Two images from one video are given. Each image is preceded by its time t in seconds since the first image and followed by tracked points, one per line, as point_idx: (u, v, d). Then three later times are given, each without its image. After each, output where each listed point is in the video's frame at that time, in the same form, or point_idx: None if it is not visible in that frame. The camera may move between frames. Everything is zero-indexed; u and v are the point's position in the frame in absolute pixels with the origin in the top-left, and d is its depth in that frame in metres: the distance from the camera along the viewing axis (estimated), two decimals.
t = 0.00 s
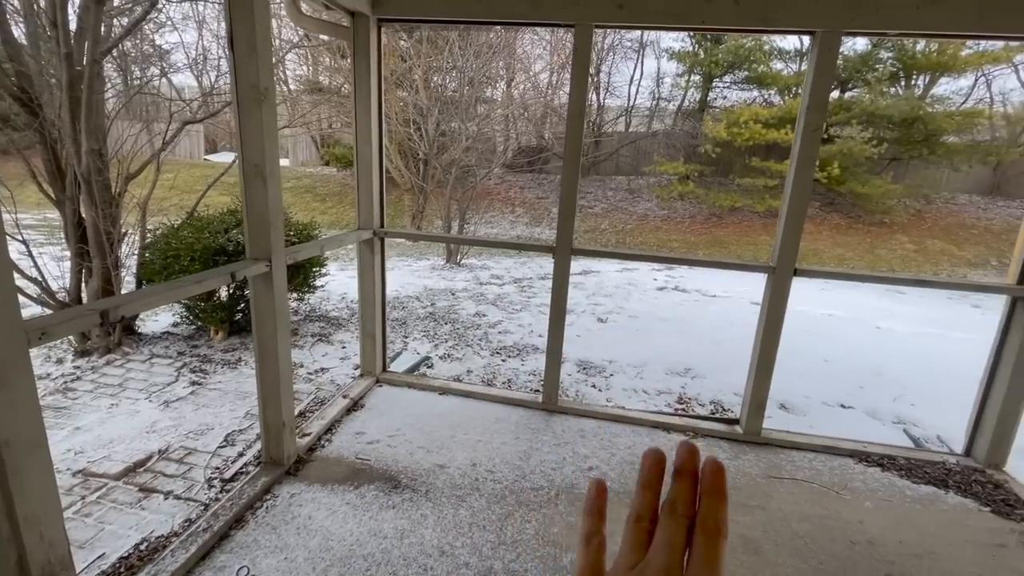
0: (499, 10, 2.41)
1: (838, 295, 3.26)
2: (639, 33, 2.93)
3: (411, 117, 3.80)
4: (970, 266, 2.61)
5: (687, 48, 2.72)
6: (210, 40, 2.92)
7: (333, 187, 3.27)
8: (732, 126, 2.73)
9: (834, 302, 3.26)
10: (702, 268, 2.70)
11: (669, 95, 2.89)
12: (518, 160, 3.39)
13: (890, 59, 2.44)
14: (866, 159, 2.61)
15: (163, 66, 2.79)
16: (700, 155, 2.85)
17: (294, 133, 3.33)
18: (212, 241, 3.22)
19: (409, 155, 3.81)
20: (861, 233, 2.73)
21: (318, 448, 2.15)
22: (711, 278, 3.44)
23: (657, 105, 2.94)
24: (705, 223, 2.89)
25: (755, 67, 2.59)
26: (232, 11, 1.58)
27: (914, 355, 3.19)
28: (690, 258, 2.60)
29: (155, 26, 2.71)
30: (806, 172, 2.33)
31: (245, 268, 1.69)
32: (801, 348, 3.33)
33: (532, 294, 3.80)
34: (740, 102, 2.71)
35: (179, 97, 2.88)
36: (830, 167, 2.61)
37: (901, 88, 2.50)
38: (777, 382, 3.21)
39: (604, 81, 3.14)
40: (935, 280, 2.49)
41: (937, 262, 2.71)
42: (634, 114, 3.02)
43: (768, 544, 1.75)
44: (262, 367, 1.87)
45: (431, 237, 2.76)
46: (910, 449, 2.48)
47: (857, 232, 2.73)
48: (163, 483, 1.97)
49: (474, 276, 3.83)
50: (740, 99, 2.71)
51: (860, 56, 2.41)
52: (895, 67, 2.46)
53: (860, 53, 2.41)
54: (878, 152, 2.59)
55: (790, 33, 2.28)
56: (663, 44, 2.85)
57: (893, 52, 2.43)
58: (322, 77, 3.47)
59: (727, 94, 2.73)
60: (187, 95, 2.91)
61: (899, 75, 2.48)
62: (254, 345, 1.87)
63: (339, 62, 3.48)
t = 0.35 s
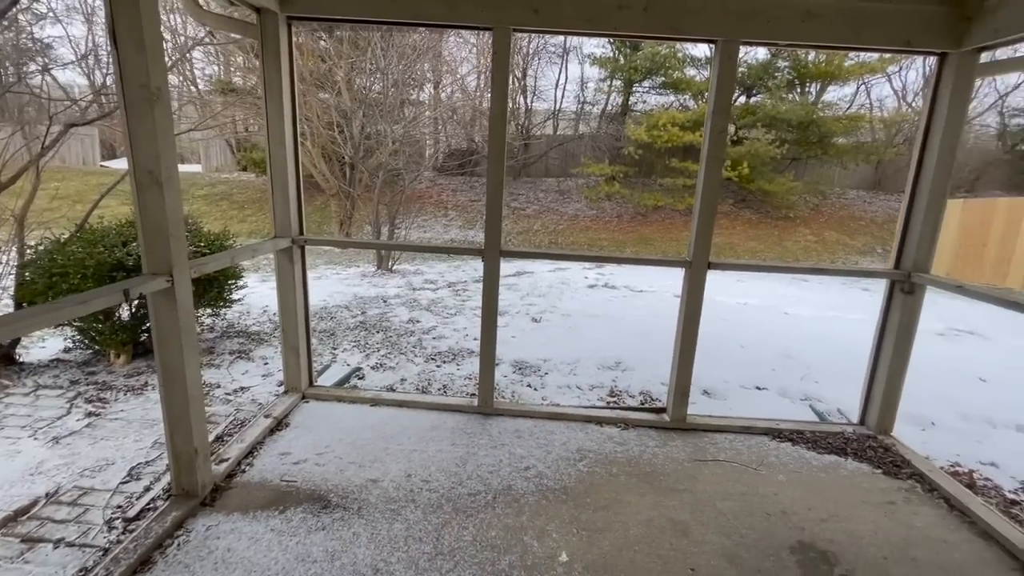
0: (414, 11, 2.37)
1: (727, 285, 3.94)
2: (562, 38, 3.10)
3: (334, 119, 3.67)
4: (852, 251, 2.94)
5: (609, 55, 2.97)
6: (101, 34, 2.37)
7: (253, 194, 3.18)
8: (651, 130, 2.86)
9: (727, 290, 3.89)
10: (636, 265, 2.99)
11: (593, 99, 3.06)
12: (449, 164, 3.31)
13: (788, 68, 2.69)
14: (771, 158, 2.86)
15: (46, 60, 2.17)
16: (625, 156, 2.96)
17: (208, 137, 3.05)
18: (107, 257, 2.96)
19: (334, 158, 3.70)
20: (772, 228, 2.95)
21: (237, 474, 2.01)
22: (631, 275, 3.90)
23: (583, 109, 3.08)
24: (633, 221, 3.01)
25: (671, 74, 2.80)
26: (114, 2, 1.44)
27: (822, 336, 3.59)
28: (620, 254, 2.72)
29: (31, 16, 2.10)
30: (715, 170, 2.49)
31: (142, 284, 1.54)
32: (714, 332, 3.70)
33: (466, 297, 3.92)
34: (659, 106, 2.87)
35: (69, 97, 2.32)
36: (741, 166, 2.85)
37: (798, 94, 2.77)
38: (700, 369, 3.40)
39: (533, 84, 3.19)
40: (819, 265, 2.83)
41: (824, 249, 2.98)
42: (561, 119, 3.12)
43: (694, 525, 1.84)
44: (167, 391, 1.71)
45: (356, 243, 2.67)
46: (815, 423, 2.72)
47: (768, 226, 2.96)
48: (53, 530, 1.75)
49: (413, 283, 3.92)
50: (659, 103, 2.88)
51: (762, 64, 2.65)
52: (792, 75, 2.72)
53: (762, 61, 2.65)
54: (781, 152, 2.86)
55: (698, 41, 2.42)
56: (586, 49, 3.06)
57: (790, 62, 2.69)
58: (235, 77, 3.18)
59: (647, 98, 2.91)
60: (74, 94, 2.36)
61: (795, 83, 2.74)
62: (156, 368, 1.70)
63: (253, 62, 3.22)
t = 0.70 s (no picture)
0: (329, 11, 2.29)
1: (686, 280, 3.55)
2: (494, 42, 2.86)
3: (255, 123, 3.34)
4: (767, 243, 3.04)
5: (539, 60, 2.86)
6: None
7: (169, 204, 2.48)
8: (583, 133, 2.93)
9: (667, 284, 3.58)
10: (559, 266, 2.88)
11: (527, 103, 2.96)
12: (382, 167, 3.14)
13: (705, 76, 2.83)
14: (694, 161, 2.96)
15: None
16: (559, 160, 3.00)
17: (112, 137, 2.28)
18: None
19: (257, 163, 3.32)
20: (699, 228, 3.06)
21: (142, 511, 1.83)
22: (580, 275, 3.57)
23: (517, 113, 2.97)
24: (569, 223, 3.05)
25: (600, 80, 2.81)
26: None
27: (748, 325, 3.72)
28: (557, 251, 2.98)
29: None
30: (635, 172, 2.60)
31: (17, 307, 1.37)
32: (647, 330, 3.66)
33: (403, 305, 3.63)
34: (589, 110, 2.92)
35: None
36: (667, 168, 2.94)
37: (716, 99, 2.88)
38: (631, 364, 3.51)
39: (465, 88, 2.93)
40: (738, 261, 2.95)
41: (745, 248, 3.03)
42: (493, 123, 2.98)
43: (627, 518, 1.89)
44: (50, 425, 1.54)
45: (276, 254, 2.53)
46: (736, 410, 2.89)
47: (693, 225, 3.06)
48: None
49: (345, 291, 3.53)
50: (589, 108, 2.92)
51: (682, 71, 2.81)
52: (710, 82, 2.84)
53: (682, 69, 2.81)
54: (704, 154, 2.95)
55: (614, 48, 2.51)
56: (517, 53, 2.90)
57: (708, 70, 2.83)
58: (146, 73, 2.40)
59: (578, 103, 2.92)
60: None
61: (713, 89, 2.86)
62: (35, 399, 1.52)
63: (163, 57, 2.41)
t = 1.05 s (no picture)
0: (228, 9, 2.14)
1: (613, 276, 3.63)
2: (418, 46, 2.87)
3: (156, 125, 2.99)
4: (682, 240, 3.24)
5: (464, 64, 2.84)
6: None
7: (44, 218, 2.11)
8: (510, 138, 2.92)
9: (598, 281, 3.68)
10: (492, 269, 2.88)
11: (453, 107, 2.95)
12: (304, 172, 3.01)
13: (625, 83, 2.97)
14: (618, 164, 3.09)
15: None
16: (488, 164, 2.97)
17: None
18: None
19: (158, 170, 2.95)
20: (623, 227, 3.15)
21: (18, 566, 1.61)
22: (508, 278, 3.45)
23: (444, 117, 2.97)
24: (500, 226, 2.99)
25: (525, 84, 2.85)
26: None
27: (675, 322, 3.74)
28: (489, 256, 2.93)
29: None
30: (556, 176, 2.66)
31: None
32: (579, 327, 3.68)
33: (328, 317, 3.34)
34: (516, 115, 2.92)
35: None
36: (592, 172, 3.07)
37: (637, 105, 3.04)
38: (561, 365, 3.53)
39: (389, 90, 2.94)
40: (648, 256, 3.15)
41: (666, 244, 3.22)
42: (422, 127, 2.98)
43: (558, 517, 1.93)
44: None
45: (178, 269, 2.33)
46: (659, 402, 3.04)
47: (619, 226, 3.16)
48: None
49: (263, 305, 3.25)
50: (515, 113, 2.92)
51: (602, 78, 2.92)
52: (630, 89, 3.00)
53: (602, 76, 2.92)
54: (626, 158, 3.08)
55: (529, 54, 2.56)
56: (442, 57, 2.88)
57: (628, 77, 2.97)
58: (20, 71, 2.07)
59: (505, 107, 2.92)
60: None
61: (634, 95, 3.02)
62: None
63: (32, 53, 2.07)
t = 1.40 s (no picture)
0: None
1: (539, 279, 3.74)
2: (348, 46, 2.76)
3: (50, 126, 2.69)
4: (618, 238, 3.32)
5: (397, 65, 2.77)
6: None
7: None
8: (447, 141, 2.91)
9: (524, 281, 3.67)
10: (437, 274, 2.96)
11: (388, 109, 2.86)
12: (228, 176, 2.70)
13: (558, 87, 3.06)
14: (554, 167, 3.18)
15: None
16: (425, 167, 2.93)
17: None
18: None
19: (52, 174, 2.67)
20: (560, 229, 3.23)
21: None
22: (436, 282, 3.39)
23: (378, 120, 2.87)
24: (439, 229, 2.96)
25: (459, 87, 2.84)
26: None
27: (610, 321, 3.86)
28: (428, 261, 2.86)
29: None
30: (489, 178, 2.66)
31: None
32: (522, 326, 3.75)
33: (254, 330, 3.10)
34: (452, 119, 2.92)
35: None
36: (528, 175, 3.13)
37: (570, 110, 3.15)
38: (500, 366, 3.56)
39: (318, 91, 2.78)
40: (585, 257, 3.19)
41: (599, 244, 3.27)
42: (355, 129, 2.85)
43: (501, 521, 1.92)
44: None
45: (74, 283, 2.11)
46: (597, 399, 3.13)
47: (557, 229, 3.23)
48: None
49: (182, 319, 3.01)
50: (451, 116, 2.92)
51: (536, 83, 3.00)
52: (562, 94, 3.09)
53: (536, 81, 3.00)
54: (561, 161, 3.19)
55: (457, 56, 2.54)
56: (374, 58, 2.78)
57: (560, 82, 3.05)
58: None
59: (440, 110, 2.91)
60: None
61: (566, 100, 3.12)
62: None
63: None
